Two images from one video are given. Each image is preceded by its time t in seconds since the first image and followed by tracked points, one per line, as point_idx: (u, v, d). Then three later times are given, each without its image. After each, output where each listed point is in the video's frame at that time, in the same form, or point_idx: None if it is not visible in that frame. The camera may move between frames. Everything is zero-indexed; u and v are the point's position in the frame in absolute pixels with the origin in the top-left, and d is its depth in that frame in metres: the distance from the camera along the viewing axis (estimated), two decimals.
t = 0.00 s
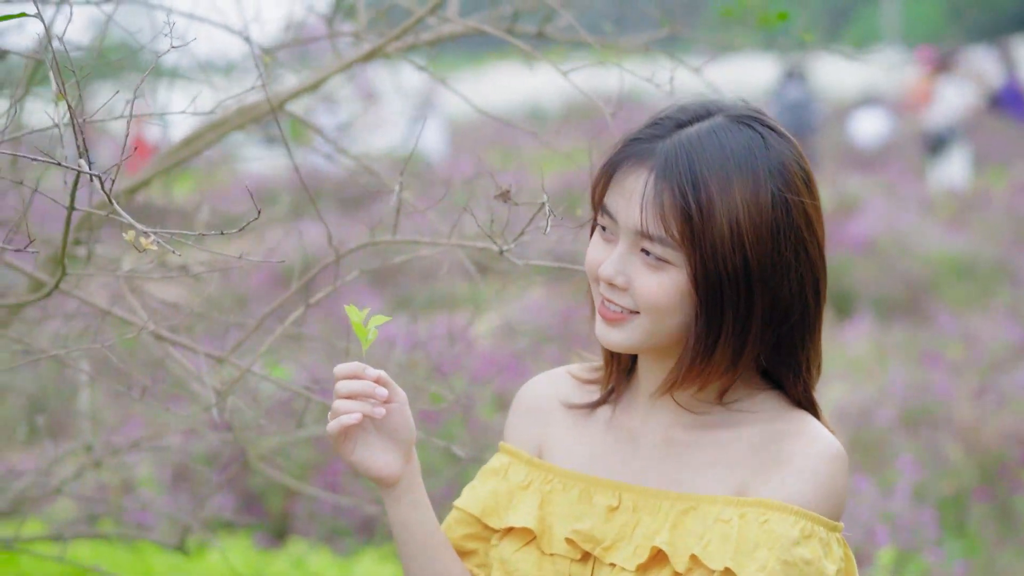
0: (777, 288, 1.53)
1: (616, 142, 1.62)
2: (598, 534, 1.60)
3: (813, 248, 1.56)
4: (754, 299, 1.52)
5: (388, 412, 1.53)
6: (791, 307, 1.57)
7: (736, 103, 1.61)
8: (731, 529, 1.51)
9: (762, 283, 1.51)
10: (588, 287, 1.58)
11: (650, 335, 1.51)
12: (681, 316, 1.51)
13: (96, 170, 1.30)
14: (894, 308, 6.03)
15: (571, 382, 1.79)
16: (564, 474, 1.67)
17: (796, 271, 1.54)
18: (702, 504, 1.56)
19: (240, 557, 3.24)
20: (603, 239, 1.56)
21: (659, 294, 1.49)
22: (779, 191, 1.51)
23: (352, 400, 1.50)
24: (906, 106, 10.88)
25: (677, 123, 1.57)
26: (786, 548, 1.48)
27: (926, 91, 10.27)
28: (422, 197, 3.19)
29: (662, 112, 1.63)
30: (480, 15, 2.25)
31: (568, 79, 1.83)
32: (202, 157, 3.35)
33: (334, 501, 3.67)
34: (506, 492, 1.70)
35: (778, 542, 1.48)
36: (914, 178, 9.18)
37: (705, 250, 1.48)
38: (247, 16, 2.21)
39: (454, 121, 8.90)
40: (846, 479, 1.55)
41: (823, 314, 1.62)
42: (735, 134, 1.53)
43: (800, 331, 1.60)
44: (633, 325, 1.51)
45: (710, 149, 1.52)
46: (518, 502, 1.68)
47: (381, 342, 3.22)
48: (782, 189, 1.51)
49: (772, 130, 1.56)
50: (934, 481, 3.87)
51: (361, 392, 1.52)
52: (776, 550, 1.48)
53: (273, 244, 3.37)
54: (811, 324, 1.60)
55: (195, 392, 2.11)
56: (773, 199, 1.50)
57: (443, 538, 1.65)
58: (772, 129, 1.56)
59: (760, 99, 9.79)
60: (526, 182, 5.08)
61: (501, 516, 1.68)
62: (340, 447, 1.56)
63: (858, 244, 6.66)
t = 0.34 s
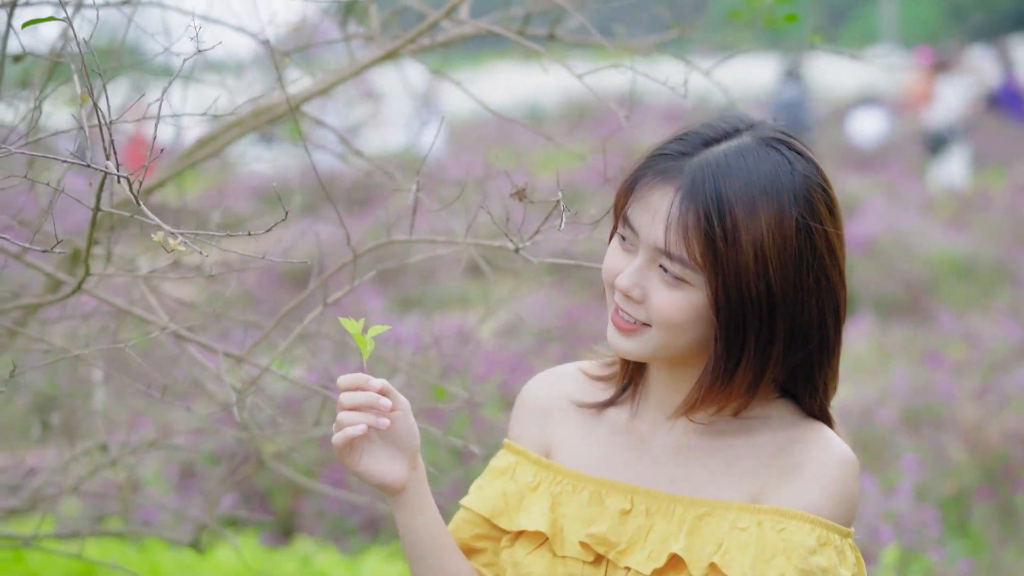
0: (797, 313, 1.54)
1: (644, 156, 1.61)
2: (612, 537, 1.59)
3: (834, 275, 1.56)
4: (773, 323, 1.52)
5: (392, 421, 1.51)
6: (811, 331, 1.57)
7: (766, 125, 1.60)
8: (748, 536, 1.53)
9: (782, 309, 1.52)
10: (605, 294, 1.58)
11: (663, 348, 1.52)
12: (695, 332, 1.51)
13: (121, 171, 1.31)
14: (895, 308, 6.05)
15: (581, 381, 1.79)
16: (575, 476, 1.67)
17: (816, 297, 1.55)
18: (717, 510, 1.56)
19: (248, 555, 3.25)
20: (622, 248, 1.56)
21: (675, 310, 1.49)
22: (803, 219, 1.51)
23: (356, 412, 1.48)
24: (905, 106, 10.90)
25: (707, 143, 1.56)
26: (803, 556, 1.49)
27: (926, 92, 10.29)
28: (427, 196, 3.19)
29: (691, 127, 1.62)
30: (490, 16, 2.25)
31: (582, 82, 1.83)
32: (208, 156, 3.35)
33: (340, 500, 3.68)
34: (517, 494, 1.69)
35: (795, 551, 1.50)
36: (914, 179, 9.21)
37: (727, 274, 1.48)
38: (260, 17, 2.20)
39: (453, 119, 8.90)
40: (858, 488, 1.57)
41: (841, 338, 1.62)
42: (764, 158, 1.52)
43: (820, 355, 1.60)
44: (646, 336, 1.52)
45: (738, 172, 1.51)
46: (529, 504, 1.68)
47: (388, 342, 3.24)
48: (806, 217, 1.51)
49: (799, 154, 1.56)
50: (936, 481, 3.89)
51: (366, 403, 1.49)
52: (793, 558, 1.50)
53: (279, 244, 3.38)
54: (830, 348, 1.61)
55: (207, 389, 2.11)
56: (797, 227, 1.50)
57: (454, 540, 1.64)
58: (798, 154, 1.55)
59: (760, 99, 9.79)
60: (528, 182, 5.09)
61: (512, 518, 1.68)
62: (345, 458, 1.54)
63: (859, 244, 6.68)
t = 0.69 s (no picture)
0: (814, 320, 1.55)
1: (663, 158, 1.62)
2: (627, 535, 1.60)
3: (851, 282, 1.57)
4: (790, 330, 1.54)
5: (403, 422, 1.51)
6: (827, 338, 1.58)
7: (786, 132, 1.60)
8: (763, 536, 1.54)
9: (798, 316, 1.53)
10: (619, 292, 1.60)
11: (674, 349, 1.53)
12: (708, 334, 1.53)
13: (147, 170, 1.31)
14: (897, 307, 6.07)
15: (595, 376, 1.80)
16: (587, 473, 1.68)
17: (832, 304, 1.56)
18: (731, 509, 1.57)
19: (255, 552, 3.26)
20: (638, 247, 1.57)
21: (687, 313, 1.51)
22: (820, 227, 1.52)
23: (367, 414, 1.48)
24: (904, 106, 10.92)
25: (727, 147, 1.57)
26: (818, 556, 1.51)
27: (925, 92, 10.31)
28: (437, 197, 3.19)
29: (712, 131, 1.63)
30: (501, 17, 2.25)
31: (596, 82, 1.83)
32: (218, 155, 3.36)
33: (345, 498, 3.69)
34: (530, 491, 1.70)
35: (811, 550, 1.51)
36: (914, 179, 9.22)
37: (743, 280, 1.49)
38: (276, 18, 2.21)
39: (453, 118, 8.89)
40: (871, 485, 1.59)
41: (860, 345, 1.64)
42: (783, 165, 1.53)
43: (837, 362, 1.61)
44: (657, 336, 1.53)
45: (757, 179, 1.52)
46: (542, 501, 1.69)
47: (395, 342, 3.25)
48: (823, 225, 1.52)
49: (819, 163, 1.56)
50: (940, 480, 3.90)
51: (377, 405, 1.49)
52: (809, 558, 1.51)
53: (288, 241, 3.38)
54: (847, 355, 1.62)
55: (219, 386, 2.11)
56: (814, 234, 1.51)
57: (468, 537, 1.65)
58: (818, 163, 1.56)
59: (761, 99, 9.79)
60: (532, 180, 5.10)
61: (526, 516, 1.68)
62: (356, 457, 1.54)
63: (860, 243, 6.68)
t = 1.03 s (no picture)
0: (830, 319, 1.56)
1: (680, 157, 1.63)
2: (648, 538, 1.61)
3: (867, 282, 1.58)
4: (806, 328, 1.54)
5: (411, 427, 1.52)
6: (844, 337, 1.59)
7: (803, 133, 1.62)
8: (786, 538, 1.55)
9: (815, 314, 1.53)
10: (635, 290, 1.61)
11: (689, 346, 1.54)
12: (722, 332, 1.53)
13: (174, 169, 1.33)
14: (901, 308, 6.08)
15: (609, 377, 1.81)
16: (606, 474, 1.69)
17: (848, 304, 1.57)
18: (752, 511, 1.59)
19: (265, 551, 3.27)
20: (654, 245, 1.58)
21: (702, 309, 1.51)
22: (837, 226, 1.53)
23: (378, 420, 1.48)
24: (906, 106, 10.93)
25: (744, 146, 1.58)
26: (841, 557, 1.53)
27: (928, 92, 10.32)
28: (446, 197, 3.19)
29: (729, 131, 1.64)
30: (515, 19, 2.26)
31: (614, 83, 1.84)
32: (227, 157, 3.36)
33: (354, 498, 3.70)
34: (549, 493, 1.71)
35: (833, 552, 1.53)
36: (916, 180, 9.23)
37: (759, 277, 1.50)
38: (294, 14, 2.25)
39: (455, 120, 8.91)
40: (891, 484, 1.60)
41: (877, 345, 1.65)
42: (800, 164, 1.54)
43: (854, 362, 1.62)
44: (672, 333, 1.54)
45: (774, 178, 1.53)
46: (561, 503, 1.70)
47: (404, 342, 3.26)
48: (840, 224, 1.53)
49: (836, 163, 1.57)
50: (946, 480, 3.91)
51: (387, 411, 1.50)
52: (831, 560, 1.53)
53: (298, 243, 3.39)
54: (864, 354, 1.63)
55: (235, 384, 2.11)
56: (831, 233, 1.52)
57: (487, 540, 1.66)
58: (835, 164, 1.57)
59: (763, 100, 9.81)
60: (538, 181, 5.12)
61: (546, 518, 1.70)
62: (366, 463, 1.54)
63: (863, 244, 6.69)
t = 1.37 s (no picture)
0: (845, 312, 1.56)
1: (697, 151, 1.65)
2: (668, 538, 1.63)
3: (883, 276, 1.58)
4: (819, 321, 1.55)
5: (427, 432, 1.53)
6: (859, 330, 1.59)
7: (820, 127, 1.62)
8: (805, 537, 1.56)
9: (828, 307, 1.54)
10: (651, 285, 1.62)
11: (703, 340, 1.55)
12: (736, 325, 1.54)
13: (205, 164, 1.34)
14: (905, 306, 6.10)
15: (628, 375, 1.82)
16: (626, 474, 1.70)
17: (863, 297, 1.57)
18: (771, 510, 1.60)
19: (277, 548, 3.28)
20: (670, 240, 1.60)
21: (716, 302, 1.52)
22: (852, 219, 1.53)
23: (392, 426, 1.49)
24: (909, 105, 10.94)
25: (759, 140, 1.60)
26: (860, 556, 1.54)
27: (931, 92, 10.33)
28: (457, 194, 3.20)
29: (746, 126, 1.65)
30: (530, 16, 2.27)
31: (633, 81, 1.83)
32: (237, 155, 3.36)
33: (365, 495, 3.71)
34: (570, 493, 1.73)
35: (852, 550, 1.54)
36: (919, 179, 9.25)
37: (772, 269, 1.51)
38: (313, 14, 2.26)
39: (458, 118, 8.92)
40: (910, 482, 1.60)
41: (894, 340, 1.65)
42: (815, 157, 1.55)
43: (869, 355, 1.63)
44: (686, 327, 1.55)
45: (788, 170, 1.54)
46: (582, 503, 1.71)
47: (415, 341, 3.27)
48: (855, 217, 1.53)
49: (853, 158, 1.58)
50: (953, 477, 3.94)
51: (402, 416, 1.51)
52: (850, 559, 1.54)
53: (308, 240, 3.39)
54: (880, 348, 1.63)
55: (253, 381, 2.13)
56: (845, 226, 1.52)
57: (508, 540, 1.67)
58: (851, 158, 1.57)
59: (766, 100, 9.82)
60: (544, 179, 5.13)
61: (567, 518, 1.71)
62: (382, 470, 1.55)
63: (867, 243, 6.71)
